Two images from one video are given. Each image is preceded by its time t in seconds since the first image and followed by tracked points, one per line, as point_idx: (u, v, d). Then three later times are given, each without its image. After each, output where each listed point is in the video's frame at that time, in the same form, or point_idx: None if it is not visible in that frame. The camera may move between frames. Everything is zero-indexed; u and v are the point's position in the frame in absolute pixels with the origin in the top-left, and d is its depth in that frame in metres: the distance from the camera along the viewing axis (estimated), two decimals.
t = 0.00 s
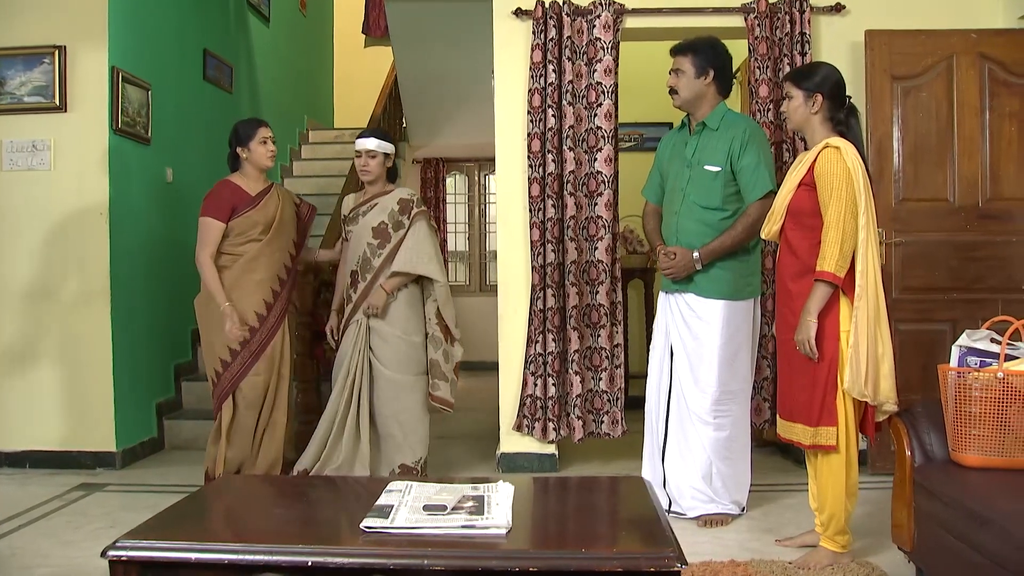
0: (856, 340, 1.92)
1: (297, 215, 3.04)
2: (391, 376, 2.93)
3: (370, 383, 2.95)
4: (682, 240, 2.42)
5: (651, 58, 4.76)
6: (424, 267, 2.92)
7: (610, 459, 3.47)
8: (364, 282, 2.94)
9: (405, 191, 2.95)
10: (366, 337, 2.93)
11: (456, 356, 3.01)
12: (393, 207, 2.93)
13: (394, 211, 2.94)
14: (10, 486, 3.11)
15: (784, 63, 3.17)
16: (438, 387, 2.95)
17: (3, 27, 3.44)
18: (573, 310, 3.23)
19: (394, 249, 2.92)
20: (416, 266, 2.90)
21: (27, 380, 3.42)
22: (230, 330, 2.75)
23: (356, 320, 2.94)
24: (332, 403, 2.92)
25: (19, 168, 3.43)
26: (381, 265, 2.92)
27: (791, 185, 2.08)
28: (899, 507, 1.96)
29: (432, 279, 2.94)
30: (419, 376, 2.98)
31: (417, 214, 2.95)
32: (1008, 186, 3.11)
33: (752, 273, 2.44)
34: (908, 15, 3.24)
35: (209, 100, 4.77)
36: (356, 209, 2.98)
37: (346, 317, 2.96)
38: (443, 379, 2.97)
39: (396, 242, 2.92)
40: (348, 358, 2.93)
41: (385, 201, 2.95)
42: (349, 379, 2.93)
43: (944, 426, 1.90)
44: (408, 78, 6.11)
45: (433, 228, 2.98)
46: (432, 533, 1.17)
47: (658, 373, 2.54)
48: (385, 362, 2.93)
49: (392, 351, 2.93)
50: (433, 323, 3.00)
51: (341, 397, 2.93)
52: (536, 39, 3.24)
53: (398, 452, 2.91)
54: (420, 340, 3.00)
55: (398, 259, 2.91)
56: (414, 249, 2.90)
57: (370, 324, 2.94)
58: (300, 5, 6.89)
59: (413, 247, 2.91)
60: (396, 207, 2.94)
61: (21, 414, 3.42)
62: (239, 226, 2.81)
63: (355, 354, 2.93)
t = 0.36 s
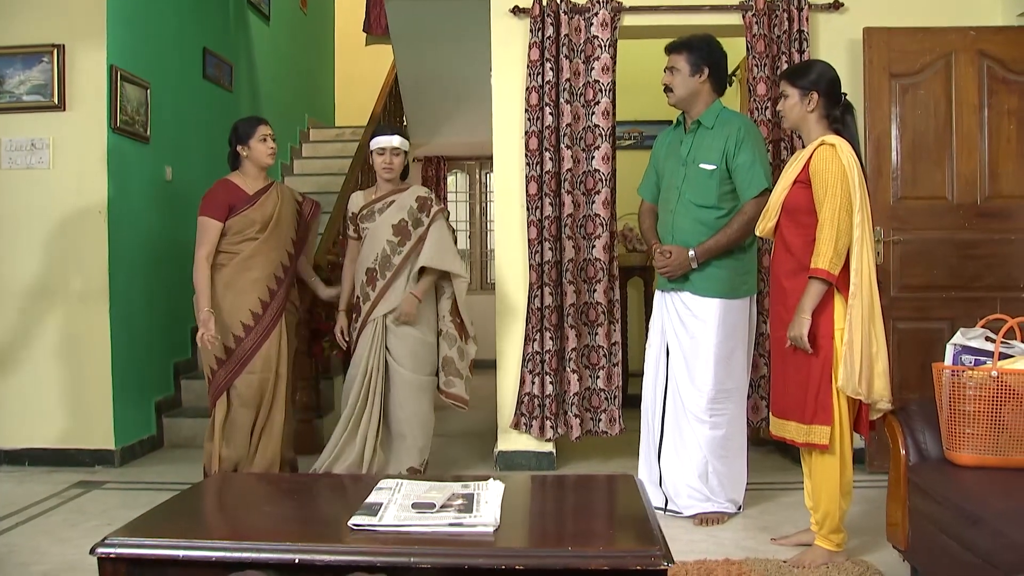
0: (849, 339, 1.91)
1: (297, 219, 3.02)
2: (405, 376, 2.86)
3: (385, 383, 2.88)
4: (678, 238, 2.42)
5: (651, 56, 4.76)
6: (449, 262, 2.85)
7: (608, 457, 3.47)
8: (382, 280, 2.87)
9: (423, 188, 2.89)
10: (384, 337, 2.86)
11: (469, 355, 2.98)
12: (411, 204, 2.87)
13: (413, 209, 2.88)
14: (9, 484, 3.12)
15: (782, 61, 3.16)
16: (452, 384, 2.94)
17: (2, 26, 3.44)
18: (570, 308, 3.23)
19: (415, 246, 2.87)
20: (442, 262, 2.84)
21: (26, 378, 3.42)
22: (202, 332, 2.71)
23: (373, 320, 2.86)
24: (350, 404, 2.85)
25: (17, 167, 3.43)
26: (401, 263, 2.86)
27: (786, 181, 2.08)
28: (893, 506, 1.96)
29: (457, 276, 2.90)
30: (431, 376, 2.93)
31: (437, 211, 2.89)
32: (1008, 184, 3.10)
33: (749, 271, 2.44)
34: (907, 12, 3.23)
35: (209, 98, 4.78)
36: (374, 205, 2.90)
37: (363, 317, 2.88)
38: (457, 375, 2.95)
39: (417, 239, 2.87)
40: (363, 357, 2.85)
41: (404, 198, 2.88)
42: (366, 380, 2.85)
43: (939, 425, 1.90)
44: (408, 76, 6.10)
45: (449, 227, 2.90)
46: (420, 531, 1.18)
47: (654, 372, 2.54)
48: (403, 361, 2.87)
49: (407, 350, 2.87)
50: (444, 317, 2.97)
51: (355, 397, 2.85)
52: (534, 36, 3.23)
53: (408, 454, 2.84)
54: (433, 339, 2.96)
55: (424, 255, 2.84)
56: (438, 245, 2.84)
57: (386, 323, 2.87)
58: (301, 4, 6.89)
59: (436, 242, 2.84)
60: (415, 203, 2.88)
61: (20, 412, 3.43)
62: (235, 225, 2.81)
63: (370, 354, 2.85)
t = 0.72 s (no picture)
0: (845, 336, 1.91)
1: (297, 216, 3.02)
2: (418, 375, 2.85)
3: (398, 384, 2.86)
4: (674, 236, 2.42)
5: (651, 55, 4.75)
6: (469, 262, 2.90)
7: (607, 456, 3.47)
8: (396, 277, 2.84)
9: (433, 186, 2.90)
10: (397, 336, 2.84)
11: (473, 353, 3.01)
12: (422, 202, 2.86)
13: (425, 207, 2.87)
14: (9, 482, 3.13)
15: (781, 59, 3.16)
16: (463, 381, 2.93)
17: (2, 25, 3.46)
18: (569, 307, 3.23)
19: (428, 244, 2.86)
20: (463, 262, 2.88)
21: (27, 376, 3.44)
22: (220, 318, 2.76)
23: (385, 318, 2.83)
24: (366, 405, 2.80)
25: (18, 166, 3.44)
26: (415, 261, 2.84)
27: (782, 178, 2.07)
28: (890, 505, 1.96)
29: (472, 274, 2.91)
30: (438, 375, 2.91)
31: (447, 210, 2.91)
32: (1008, 182, 3.09)
33: (746, 269, 2.43)
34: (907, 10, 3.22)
35: (210, 97, 4.78)
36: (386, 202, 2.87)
37: (375, 316, 2.84)
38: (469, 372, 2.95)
39: (429, 237, 2.86)
40: (377, 356, 2.82)
41: (416, 196, 2.87)
42: (381, 380, 2.82)
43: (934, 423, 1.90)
44: (409, 75, 6.10)
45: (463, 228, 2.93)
46: (409, 530, 1.18)
47: (652, 371, 2.54)
48: (415, 360, 2.86)
49: (418, 349, 2.86)
50: (450, 315, 2.95)
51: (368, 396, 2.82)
52: (533, 35, 3.23)
53: (420, 452, 2.83)
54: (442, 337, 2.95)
55: (441, 258, 2.87)
56: (456, 247, 2.86)
57: (399, 321, 2.85)
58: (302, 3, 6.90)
59: (447, 243, 2.87)
60: (425, 201, 2.88)
61: (21, 410, 3.44)
62: (235, 223, 2.82)
63: (383, 352, 2.83)
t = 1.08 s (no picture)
0: (841, 336, 1.91)
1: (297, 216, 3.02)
2: (415, 374, 2.85)
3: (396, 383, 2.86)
4: (674, 236, 2.42)
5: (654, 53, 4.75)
6: (470, 264, 2.91)
7: (608, 455, 3.47)
8: (392, 276, 2.83)
9: (432, 186, 2.89)
10: (394, 335, 2.84)
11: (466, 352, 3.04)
12: (421, 201, 2.86)
13: (423, 206, 2.87)
14: (13, 480, 3.15)
15: (783, 58, 3.14)
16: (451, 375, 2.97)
17: (6, 26, 3.48)
18: (570, 306, 3.23)
19: (425, 243, 2.86)
20: (462, 262, 2.89)
21: (31, 374, 3.46)
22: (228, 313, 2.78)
23: (380, 316, 2.83)
24: (368, 405, 2.80)
25: (22, 166, 3.46)
26: (411, 259, 2.83)
27: (781, 178, 2.07)
28: (888, 505, 1.95)
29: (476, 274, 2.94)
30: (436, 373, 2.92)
31: (445, 210, 2.92)
32: (1012, 182, 3.07)
33: (745, 269, 2.42)
34: (910, 8, 3.20)
35: (213, 97, 4.80)
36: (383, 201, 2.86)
37: (369, 314, 2.83)
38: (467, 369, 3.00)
39: (427, 237, 2.86)
40: (373, 355, 2.82)
41: (415, 195, 2.87)
42: (379, 380, 2.82)
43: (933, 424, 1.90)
44: (413, 74, 6.10)
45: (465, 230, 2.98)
46: (401, 528, 1.18)
47: (652, 370, 2.53)
48: (411, 359, 2.86)
49: (413, 348, 2.85)
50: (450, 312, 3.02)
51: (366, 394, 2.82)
52: (534, 34, 3.23)
53: (418, 449, 2.85)
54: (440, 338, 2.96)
55: (442, 258, 2.87)
56: (457, 248, 2.88)
57: (395, 320, 2.84)
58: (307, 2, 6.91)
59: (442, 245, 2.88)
60: (425, 201, 2.88)
61: (24, 408, 3.47)
62: (235, 222, 2.83)
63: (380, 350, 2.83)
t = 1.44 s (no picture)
0: (835, 336, 1.91)
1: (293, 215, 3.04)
2: (397, 373, 2.83)
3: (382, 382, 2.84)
4: (673, 235, 2.42)
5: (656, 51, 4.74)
6: (449, 263, 2.83)
7: (609, 454, 3.47)
8: (370, 274, 2.81)
9: (417, 185, 2.85)
10: (375, 333, 2.83)
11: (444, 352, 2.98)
12: (404, 201, 2.83)
13: (406, 205, 2.83)
14: (16, 478, 3.17)
15: (784, 56, 3.13)
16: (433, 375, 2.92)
17: (9, 26, 3.49)
18: (570, 305, 3.23)
19: (405, 242, 2.81)
20: (442, 262, 2.82)
21: (33, 373, 3.48)
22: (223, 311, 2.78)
23: (360, 314, 2.82)
24: (353, 403, 2.80)
25: (24, 165, 3.48)
26: (390, 258, 2.80)
27: (780, 178, 2.07)
28: (885, 505, 1.94)
29: (453, 277, 2.83)
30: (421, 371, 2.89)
31: (429, 209, 2.86)
32: (1014, 180, 3.06)
33: (745, 267, 2.42)
34: (912, 5, 3.18)
35: (216, 96, 4.81)
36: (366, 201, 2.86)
37: (351, 311, 2.83)
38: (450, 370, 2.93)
39: (408, 236, 2.82)
40: (356, 353, 2.82)
41: (398, 195, 2.84)
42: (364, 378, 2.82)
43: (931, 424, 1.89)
44: (417, 74, 6.10)
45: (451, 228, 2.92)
46: (394, 526, 1.19)
47: (651, 369, 2.53)
48: (394, 358, 2.84)
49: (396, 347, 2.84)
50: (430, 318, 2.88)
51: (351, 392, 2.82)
52: (534, 33, 3.23)
53: (409, 446, 2.85)
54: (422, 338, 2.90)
55: (422, 257, 2.82)
56: (436, 244, 2.81)
57: (376, 318, 2.83)
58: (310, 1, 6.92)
59: (425, 243, 2.82)
60: (408, 200, 2.84)
61: (27, 406, 3.49)
62: (233, 220, 2.84)
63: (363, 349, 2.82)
